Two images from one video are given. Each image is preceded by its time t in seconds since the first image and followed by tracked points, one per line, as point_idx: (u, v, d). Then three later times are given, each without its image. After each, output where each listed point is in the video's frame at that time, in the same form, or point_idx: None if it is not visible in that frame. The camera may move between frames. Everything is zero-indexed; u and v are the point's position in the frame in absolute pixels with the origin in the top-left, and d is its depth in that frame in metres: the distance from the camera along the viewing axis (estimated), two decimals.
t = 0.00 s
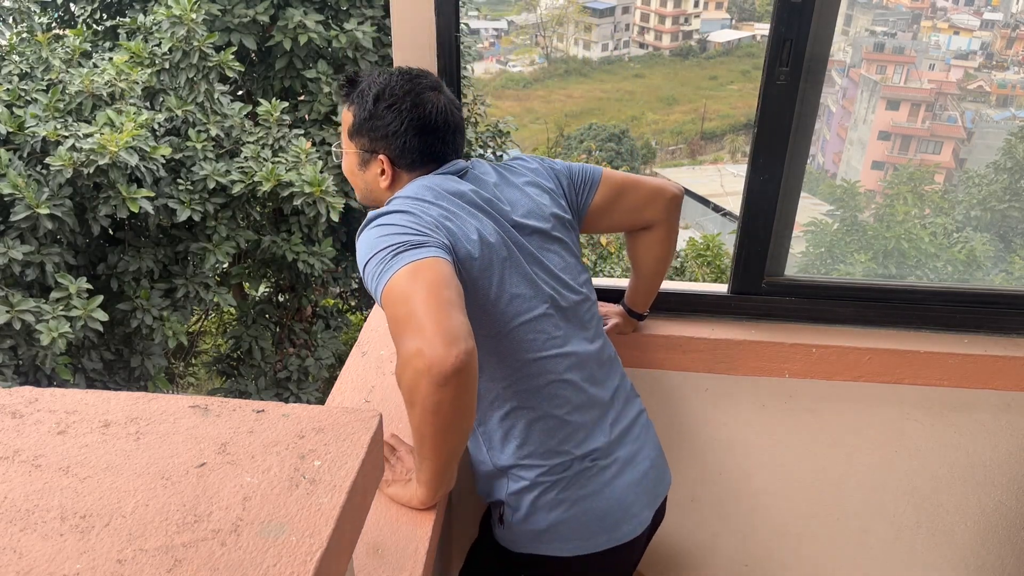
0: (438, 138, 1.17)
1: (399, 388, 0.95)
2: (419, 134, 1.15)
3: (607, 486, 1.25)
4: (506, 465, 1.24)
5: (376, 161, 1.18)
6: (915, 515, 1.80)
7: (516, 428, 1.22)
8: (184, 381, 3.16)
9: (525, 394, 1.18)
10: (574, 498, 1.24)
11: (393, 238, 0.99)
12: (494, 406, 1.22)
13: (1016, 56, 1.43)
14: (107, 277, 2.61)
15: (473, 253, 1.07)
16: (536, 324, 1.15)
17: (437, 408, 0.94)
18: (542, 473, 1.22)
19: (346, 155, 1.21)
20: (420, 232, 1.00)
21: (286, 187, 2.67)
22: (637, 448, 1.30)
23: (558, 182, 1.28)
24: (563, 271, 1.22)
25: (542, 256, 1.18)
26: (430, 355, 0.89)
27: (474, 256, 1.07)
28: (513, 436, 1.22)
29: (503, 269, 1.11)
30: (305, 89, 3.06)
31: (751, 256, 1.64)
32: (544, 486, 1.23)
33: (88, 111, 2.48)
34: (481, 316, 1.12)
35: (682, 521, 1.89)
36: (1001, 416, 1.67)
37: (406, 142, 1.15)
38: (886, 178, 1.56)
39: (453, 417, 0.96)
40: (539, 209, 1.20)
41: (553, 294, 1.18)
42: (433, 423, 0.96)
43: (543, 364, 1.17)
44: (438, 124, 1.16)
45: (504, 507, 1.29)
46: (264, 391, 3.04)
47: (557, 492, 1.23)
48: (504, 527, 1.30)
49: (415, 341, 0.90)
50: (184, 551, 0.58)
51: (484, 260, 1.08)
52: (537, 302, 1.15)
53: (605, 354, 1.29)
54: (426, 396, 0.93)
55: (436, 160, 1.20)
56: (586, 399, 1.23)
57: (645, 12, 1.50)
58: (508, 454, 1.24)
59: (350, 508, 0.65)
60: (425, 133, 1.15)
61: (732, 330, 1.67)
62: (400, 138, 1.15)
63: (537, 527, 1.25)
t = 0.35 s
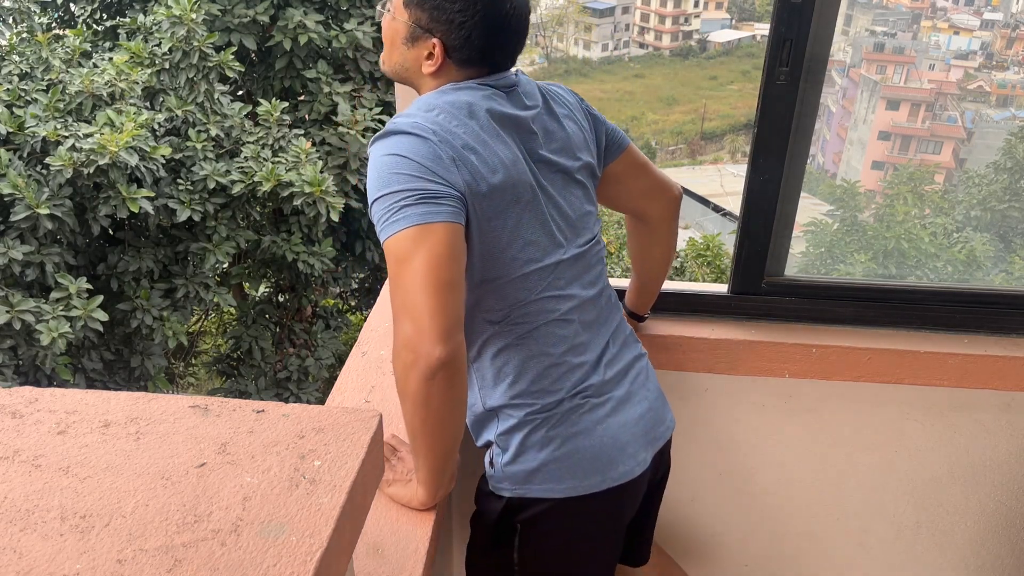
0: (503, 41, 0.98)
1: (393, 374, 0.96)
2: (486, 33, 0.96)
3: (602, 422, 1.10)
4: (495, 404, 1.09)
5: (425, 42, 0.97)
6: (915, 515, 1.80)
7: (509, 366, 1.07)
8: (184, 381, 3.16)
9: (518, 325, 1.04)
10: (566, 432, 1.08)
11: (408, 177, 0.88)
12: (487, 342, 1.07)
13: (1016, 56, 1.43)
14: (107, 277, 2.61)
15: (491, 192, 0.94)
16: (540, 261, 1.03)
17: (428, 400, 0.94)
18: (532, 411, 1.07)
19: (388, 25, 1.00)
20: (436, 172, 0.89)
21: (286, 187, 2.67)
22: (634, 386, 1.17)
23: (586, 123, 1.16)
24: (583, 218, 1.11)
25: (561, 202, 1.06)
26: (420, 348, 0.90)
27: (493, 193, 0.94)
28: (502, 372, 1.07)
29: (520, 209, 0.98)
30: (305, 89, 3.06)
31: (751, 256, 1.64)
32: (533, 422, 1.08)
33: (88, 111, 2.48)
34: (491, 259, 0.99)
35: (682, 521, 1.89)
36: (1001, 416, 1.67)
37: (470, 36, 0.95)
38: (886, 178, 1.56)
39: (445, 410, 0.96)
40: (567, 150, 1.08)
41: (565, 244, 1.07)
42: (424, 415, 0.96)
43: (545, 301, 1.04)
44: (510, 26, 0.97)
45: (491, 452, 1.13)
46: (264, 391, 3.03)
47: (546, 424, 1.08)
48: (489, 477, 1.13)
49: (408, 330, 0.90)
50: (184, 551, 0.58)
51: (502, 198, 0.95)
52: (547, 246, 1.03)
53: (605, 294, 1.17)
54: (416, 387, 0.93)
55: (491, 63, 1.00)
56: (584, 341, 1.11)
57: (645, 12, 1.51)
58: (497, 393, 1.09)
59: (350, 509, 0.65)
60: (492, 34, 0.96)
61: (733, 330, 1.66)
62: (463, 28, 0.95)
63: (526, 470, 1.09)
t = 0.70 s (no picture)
0: None
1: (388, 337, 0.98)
2: None
3: (581, 368, 1.10)
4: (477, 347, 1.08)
5: None
6: (915, 515, 1.80)
7: (494, 311, 1.05)
8: (184, 381, 3.16)
9: (506, 271, 1.01)
10: (546, 376, 1.07)
11: (436, 134, 0.83)
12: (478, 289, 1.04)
13: (1016, 56, 1.43)
14: (107, 278, 2.61)
15: (515, 154, 0.89)
16: (552, 221, 0.99)
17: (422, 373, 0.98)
18: (512, 356, 1.06)
19: None
20: (465, 130, 0.84)
21: (286, 187, 2.67)
22: (611, 337, 1.17)
23: (616, 72, 1.09)
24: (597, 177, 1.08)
25: (580, 161, 1.02)
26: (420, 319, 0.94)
27: (517, 156, 0.89)
28: (485, 316, 1.05)
29: (543, 170, 0.94)
30: (305, 89, 3.06)
31: (751, 255, 1.64)
32: (512, 366, 1.07)
33: (87, 111, 2.48)
34: (508, 219, 0.95)
35: (681, 521, 1.89)
36: (1001, 416, 1.67)
37: None
38: (886, 178, 1.56)
39: (441, 379, 0.98)
40: (594, 105, 1.02)
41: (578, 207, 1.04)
42: (421, 381, 0.98)
43: (543, 254, 1.01)
44: None
45: (466, 396, 1.12)
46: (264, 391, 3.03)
47: (526, 367, 1.07)
48: (467, 421, 1.12)
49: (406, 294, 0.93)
50: (184, 551, 0.58)
51: (526, 159, 0.91)
52: (562, 208, 0.99)
53: (596, 249, 1.16)
54: (411, 351, 0.97)
55: None
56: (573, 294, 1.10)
57: (645, 12, 1.50)
58: (478, 336, 1.07)
59: (350, 509, 0.65)
60: None
61: (732, 330, 1.66)
62: None
63: (503, 414, 1.08)
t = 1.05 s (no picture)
0: None
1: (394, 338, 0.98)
2: None
3: (598, 381, 1.10)
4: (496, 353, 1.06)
5: None
6: (915, 515, 1.80)
7: (512, 318, 1.04)
8: (184, 381, 3.16)
9: (522, 277, 1.01)
10: (563, 386, 1.07)
11: (429, 136, 0.84)
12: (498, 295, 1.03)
13: (1016, 56, 1.42)
14: (107, 278, 2.61)
15: (515, 153, 0.89)
16: (559, 224, 0.98)
17: (428, 376, 0.98)
18: (531, 364, 1.05)
19: None
20: (459, 131, 0.84)
21: (286, 187, 2.67)
22: (630, 350, 1.17)
23: (631, 70, 1.07)
24: (605, 178, 1.06)
25: (590, 161, 1.01)
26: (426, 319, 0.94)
27: (518, 155, 0.89)
28: (504, 324, 1.04)
29: (547, 173, 0.93)
30: (305, 89, 3.06)
31: (751, 255, 1.64)
32: (529, 373, 1.06)
33: (88, 111, 2.48)
34: (511, 220, 0.94)
35: (681, 520, 1.89)
36: (1001, 416, 1.67)
37: None
38: (887, 178, 1.56)
39: (445, 381, 0.99)
40: (606, 103, 1.00)
41: (588, 208, 1.03)
42: (425, 383, 0.98)
43: (555, 263, 1.01)
44: None
45: (480, 397, 1.10)
46: (264, 391, 3.03)
47: (544, 377, 1.06)
48: (477, 423, 1.11)
49: (411, 296, 0.93)
50: (184, 551, 0.58)
51: (528, 161, 0.91)
52: (570, 209, 0.99)
53: (615, 258, 1.15)
54: (416, 352, 0.97)
55: None
56: (592, 304, 1.09)
57: (645, 12, 1.50)
58: (496, 341, 1.06)
59: (350, 510, 0.65)
60: None
61: (732, 330, 1.66)
62: None
63: (516, 420, 1.07)
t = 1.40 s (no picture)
0: None
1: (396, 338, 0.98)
2: None
3: (596, 378, 1.10)
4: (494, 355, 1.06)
5: None
6: (915, 515, 1.80)
7: (511, 322, 1.04)
8: (184, 381, 3.15)
9: (522, 281, 1.01)
10: (561, 382, 1.07)
11: (439, 135, 0.83)
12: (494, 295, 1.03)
13: (1017, 56, 1.42)
14: (107, 278, 2.61)
15: (521, 154, 0.89)
16: (564, 225, 0.98)
17: (430, 377, 0.98)
18: (527, 361, 1.05)
19: None
20: (468, 131, 0.84)
21: (286, 187, 2.67)
22: (627, 348, 1.17)
23: (635, 72, 1.08)
24: (609, 180, 1.06)
25: (595, 163, 1.01)
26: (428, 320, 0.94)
27: (524, 155, 0.89)
28: (502, 328, 1.04)
29: (552, 173, 0.93)
30: (305, 89, 3.06)
31: (751, 255, 1.64)
32: (526, 371, 1.06)
33: (87, 111, 2.48)
34: (516, 222, 0.94)
35: (681, 520, 1.89)
36: (1001, 416, 1.67)
37: None
38: (886, 178, 1.56)
39: (448, 382, 0.99)
40: (610, 105, 1.00)
41: (592, 209, 1.03)
42: (427, 384, 0.98)
43: (557, 263, 1.01)
44: None
45: (477, 396, 1.11)
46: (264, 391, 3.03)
47: (541, 374, 1.06)
48: (476, 423, 1.11)
49: (415, 297, 0.93)
50: (184, 551, 0.58)
51: (534, 161, 0.90)
52: (575, 210, 0.99)
53: (614, 261, 1.15)
54: (420, 353, 0.97)
55: None
56: (591, 306, 1.09)
57: (645, 12, 1.50)
58: (493, 340, 1.06)
59: (350, 509, 0.65)
60: None
61: (732, 330, 1.66)
62: None
63: (514, 418, 1.07)
